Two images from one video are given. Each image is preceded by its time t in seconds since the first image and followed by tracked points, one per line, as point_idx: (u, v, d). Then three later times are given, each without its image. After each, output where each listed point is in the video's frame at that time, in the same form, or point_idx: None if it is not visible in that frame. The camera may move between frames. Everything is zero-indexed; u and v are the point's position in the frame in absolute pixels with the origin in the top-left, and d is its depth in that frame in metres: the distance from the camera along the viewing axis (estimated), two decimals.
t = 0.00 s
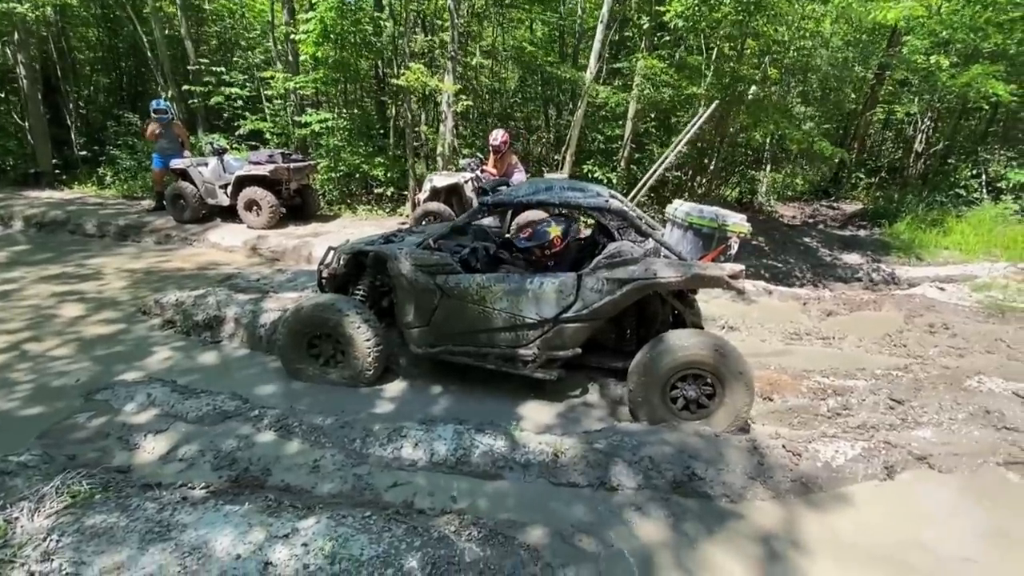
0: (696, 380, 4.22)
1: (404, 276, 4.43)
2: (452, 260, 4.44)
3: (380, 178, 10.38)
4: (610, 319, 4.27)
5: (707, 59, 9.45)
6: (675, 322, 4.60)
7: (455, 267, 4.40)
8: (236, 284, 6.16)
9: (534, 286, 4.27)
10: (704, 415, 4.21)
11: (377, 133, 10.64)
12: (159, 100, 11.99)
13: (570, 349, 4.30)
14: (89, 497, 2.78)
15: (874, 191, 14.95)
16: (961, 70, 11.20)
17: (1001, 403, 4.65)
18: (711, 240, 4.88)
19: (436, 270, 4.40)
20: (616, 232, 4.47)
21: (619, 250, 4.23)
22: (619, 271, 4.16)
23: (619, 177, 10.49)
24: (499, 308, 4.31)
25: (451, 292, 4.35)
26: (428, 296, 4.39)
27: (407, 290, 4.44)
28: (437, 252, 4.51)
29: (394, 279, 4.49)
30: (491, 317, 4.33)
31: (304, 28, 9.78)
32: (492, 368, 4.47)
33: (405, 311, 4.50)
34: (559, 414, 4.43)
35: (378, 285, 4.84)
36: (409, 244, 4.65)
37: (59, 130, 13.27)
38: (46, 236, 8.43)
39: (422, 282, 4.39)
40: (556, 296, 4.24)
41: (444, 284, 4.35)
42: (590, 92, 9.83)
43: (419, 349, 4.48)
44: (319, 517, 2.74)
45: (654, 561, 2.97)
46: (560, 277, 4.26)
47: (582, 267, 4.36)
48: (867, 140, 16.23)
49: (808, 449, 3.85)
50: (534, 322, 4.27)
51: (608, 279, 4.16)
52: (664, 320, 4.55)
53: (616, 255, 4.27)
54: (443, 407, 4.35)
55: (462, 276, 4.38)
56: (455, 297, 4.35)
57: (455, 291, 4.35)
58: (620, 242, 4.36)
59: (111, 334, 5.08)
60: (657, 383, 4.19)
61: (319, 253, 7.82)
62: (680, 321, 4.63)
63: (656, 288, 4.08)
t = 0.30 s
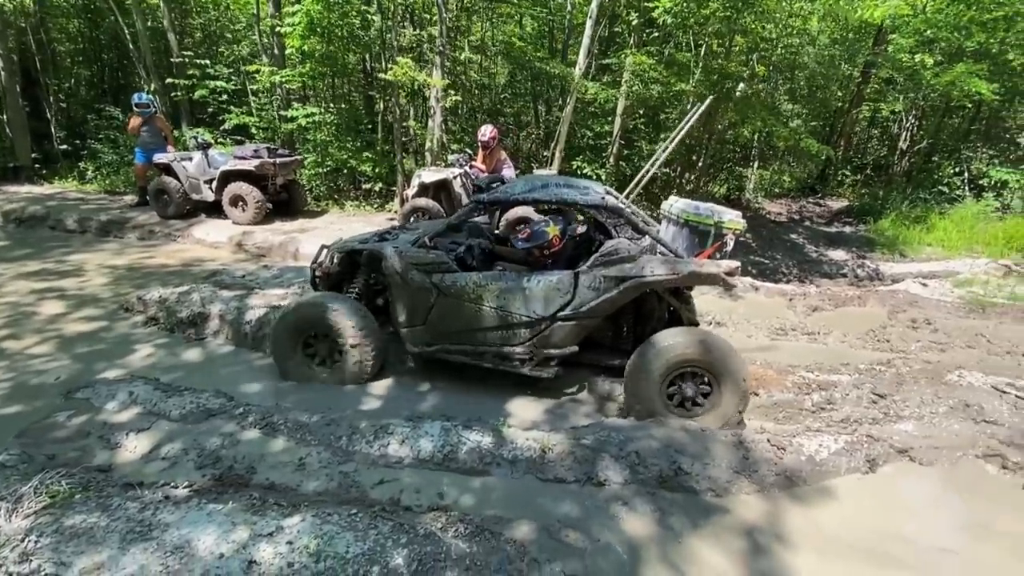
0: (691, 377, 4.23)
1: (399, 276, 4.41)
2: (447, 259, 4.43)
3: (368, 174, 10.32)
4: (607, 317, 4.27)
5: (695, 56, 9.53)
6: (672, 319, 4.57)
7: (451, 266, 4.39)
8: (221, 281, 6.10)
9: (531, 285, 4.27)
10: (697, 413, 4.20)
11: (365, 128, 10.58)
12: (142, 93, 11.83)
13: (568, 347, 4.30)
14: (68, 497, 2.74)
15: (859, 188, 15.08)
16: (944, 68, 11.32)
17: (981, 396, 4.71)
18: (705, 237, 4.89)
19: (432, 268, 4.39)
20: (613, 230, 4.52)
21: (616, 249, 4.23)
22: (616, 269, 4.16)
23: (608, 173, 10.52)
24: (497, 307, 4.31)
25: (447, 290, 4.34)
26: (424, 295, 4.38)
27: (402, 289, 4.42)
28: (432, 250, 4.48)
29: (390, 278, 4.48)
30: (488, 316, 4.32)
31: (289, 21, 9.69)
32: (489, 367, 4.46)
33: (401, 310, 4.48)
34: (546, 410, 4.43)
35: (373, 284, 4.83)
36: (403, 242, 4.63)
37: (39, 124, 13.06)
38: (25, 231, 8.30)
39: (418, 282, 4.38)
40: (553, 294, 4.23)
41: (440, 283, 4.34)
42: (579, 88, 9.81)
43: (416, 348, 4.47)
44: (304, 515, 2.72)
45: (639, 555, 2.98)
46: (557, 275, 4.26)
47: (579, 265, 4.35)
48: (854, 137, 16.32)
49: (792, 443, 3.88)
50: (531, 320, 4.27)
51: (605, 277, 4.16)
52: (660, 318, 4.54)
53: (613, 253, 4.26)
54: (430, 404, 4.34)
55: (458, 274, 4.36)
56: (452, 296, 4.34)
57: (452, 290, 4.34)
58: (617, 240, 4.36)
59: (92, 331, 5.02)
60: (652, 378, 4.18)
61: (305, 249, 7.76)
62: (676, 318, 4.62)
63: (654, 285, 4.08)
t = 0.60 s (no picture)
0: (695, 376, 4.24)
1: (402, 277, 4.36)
2: (452, 260, 4.40)
3: (353, 170, 10.26)
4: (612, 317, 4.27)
5: (682, 54, 9.62)
6: (676, 319, 4.59)
7: (456, 267, 4.36)
8: (203, 278, 6.02)
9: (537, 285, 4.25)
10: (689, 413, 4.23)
11: (351, 124, 10.51)
12: (121, 87, 11.63)
13: (574, 348, 4.29)
14: (47, 499, 2.68)
15: (841, 186, 15.24)
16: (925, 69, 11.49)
17: (958, 391, 4.78)
18: (710, 236, 4.92)
19: (437, 270, 4.35)
20: (618, 230, 4.54)
21: (622, 249, 4.24)
22: (622, 270, 4.16)
23: (595, 171, 10.54)
24: (502, 309, 4.28)
25: (452, 292, 4.31)
26: (428, 297, 4.34)
27: (405, 290, 4.37)
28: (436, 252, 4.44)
29: (392, 279, 4.40)
30: (493, 318, 4.30)
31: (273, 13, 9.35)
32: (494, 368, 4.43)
33: (405, 312, 4.43)
34: (534, 407, 4.42)
35: (374, 285, 4.77)
36: (406, 243, 4.58)
37: (14, 117, 12.79)
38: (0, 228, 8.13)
39: (421, 283, 4.33)
40: (559, 295, 4.21)
41: (445, 285, 4.31)
42: (567, 85, 9.81)
43: (420, 350, 4.42)
44: (290, 515, 2.69)
45: (627, 551, 2.98)
46: (563, 275, 4.24)
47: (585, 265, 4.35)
48: (836, 137, 16.49)
49: (777, 438, 3.89)
50: (537, 321, 4.25)
51: (612, 277, 4.15)
52: (663, 316, 4.53)
53: (619, 254, 4.26)
54: (417, 401, 4.31)
55: (463, 275, 4.33)
56: (457, 298, 4.31)
57: (457, 291, 4.30)
58: (622, 240, 4.37)
59: (71, 329, 4.93)
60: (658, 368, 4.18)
61: (290, 247, 7.69)
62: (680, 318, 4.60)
63: (661, 285, 4.10)
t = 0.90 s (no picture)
0: (698, 378, 4.24)
1: (403, 279, 4.31)
2: (454, 261, 4.35)
3: (336, 166, 10.17)
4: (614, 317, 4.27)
5: (666, 53, 9.69)
6: (676, 316, 4.57)
7: (458, 268, 4.32)
8: (181, 276, 5.92)
9: (540, 285, 4.23)
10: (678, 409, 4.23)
11: (333, 120, 10.43)
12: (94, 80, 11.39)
13: (576, 348, 4.31)
14: (20, 505, 2.61)
15: (820, 185, 15.42)
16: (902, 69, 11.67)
17: (931, 384, 4.86)
18: (711, 234, 4.82)
19: (438, 271, 4.31)
20: (619, 229, 4.68)
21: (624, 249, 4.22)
22: (625, 269, 4.15)
23: (579, 169, 10.55)
24: (505, 309, 4.27)
25: (455, 293, 4.28)
26: (430, 298, 4.30)
27: (407, 293, 4.33)
28: (437, 253, 4.39)
29: (393, 281, 4.36)
30: (497, 318, 4.28)
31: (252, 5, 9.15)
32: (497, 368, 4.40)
33: (407, 314, 4.39)
34: (518, 405, 4.40)
35: (374, 285, 4.70)
36: (404, 243, 4.50)
37: None
38: None
39: (423, 285, 4.30)
40: (562, 295, 4.20)
41: (447, 287, 4.27)
42: (551, 83, 9.77)
43: (423, 353, 4.40)
44: (271, 516, 2.64)
45: (612, 547, 2.97)
46: (566, 275, 4.22)
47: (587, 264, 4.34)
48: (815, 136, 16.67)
49: (757, 432, 3.91)
50: (540, 321, 4.24)
51: (615, 278, 4.14)
52: (664, 316, 4.51)
53: (620, 253, 4.26)
54: (401, 399, 4.27)
55: (464, 277, 4.30)
56: (459, 299, 4.29)
57: (459, 293, 4.28)
58: (624, 241, 4.36)
59: (43, 329, 4.81)
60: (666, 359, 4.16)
61: (270, 245, 7.59)
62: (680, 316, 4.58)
63: (662, 284, 4.11)
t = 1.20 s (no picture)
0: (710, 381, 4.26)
1: (408, 281, 4.32)
2: (458, 263, 4.36)
3: (315, 163, 10.05)
4: (620, 316, 4.23)
5: (646, 52, 9.74)
6: (677, 313, 4.61)
7: (462, 270, 4.33)
8: (155, 275, 5.81)
9: (545, 285, 4.20)
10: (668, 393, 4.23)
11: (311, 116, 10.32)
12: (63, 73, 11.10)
13: (582, 347, 4.27)
14: None
15: (796, 182, 15.60)
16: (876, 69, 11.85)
17: (904, 377, 4.94)
18: (712, 233, 5.19)
19: (443, 273, 4.31)
20: (625, 228, 4.51)
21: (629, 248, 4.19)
22: (630, 267, 4.13)
23: (561, 167, 10.54)
24: (510, 310, 4.25)
25: (460, 295, 4.28)
26: (435, 300, 4.30)
27: (412, 294, 4.33)
28: (442, 255, 4.41)
29: (397, 284, 4.37)
30: (502, 319, 4.26)
31: None
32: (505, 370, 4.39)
33: (412, 316, 4.40)
34: (500, 403, 4.39)
35: (376, 288, 4.69)
36: (409, 246, 4.52)
37: None
38: None
39: (429, 287, 4.30)
40: (567, 294, 4.17)
41: (452, 288, 4.28)
42: (532, 80, 9.73)
43: (430, 355, 4.39)
44: (250, 518, 2.60)
45: (594, 543, 2.97)
46: (570, 274, 4.20)
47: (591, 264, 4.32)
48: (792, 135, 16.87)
49: (736, 426, 3.93)
50: (545, 321, 4.22)
51: (620, 276, 4.12)
52: (666, 313, 4.56)
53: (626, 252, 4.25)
54: (382, 399, 4.22)
55: (469, 278, 4.30)
56: (464, 301, 4.28)
57: (464, 294, 4.27)
58: (628, 240, 4.37)
59: (11, 330, 4.69)
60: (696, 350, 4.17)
61: (247, 243, 7.49)
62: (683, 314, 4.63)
63: (669, 281, 4.09)
